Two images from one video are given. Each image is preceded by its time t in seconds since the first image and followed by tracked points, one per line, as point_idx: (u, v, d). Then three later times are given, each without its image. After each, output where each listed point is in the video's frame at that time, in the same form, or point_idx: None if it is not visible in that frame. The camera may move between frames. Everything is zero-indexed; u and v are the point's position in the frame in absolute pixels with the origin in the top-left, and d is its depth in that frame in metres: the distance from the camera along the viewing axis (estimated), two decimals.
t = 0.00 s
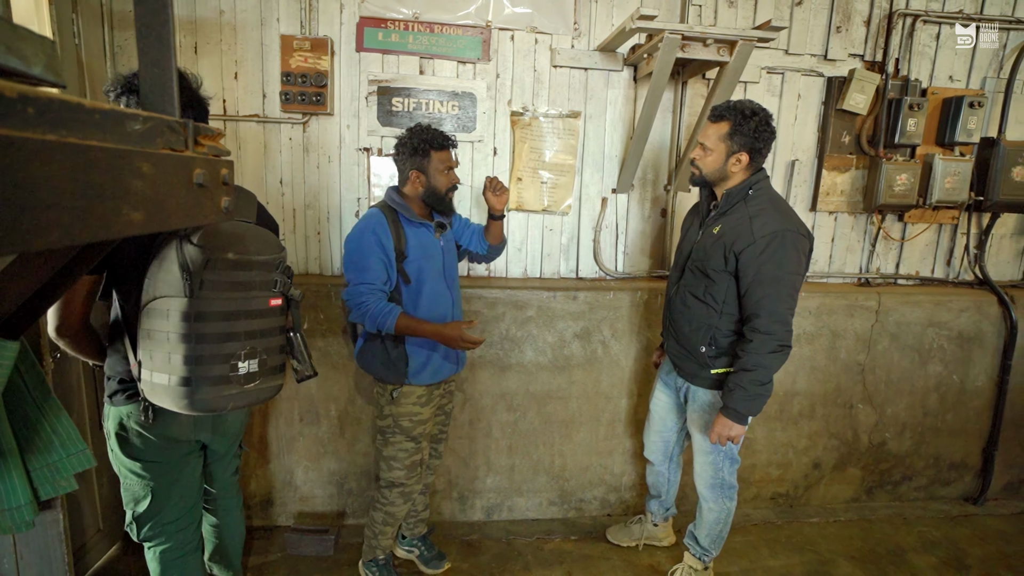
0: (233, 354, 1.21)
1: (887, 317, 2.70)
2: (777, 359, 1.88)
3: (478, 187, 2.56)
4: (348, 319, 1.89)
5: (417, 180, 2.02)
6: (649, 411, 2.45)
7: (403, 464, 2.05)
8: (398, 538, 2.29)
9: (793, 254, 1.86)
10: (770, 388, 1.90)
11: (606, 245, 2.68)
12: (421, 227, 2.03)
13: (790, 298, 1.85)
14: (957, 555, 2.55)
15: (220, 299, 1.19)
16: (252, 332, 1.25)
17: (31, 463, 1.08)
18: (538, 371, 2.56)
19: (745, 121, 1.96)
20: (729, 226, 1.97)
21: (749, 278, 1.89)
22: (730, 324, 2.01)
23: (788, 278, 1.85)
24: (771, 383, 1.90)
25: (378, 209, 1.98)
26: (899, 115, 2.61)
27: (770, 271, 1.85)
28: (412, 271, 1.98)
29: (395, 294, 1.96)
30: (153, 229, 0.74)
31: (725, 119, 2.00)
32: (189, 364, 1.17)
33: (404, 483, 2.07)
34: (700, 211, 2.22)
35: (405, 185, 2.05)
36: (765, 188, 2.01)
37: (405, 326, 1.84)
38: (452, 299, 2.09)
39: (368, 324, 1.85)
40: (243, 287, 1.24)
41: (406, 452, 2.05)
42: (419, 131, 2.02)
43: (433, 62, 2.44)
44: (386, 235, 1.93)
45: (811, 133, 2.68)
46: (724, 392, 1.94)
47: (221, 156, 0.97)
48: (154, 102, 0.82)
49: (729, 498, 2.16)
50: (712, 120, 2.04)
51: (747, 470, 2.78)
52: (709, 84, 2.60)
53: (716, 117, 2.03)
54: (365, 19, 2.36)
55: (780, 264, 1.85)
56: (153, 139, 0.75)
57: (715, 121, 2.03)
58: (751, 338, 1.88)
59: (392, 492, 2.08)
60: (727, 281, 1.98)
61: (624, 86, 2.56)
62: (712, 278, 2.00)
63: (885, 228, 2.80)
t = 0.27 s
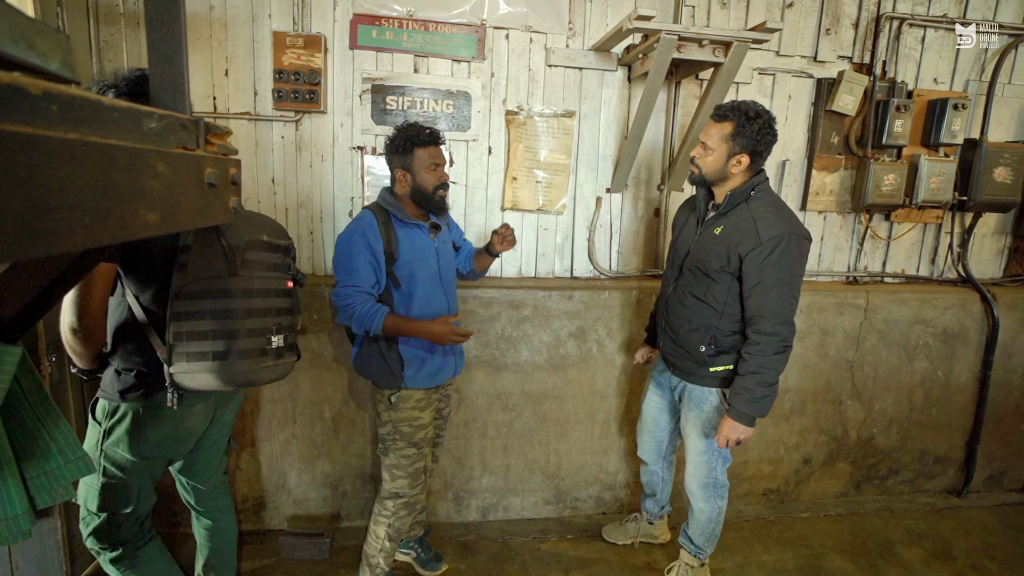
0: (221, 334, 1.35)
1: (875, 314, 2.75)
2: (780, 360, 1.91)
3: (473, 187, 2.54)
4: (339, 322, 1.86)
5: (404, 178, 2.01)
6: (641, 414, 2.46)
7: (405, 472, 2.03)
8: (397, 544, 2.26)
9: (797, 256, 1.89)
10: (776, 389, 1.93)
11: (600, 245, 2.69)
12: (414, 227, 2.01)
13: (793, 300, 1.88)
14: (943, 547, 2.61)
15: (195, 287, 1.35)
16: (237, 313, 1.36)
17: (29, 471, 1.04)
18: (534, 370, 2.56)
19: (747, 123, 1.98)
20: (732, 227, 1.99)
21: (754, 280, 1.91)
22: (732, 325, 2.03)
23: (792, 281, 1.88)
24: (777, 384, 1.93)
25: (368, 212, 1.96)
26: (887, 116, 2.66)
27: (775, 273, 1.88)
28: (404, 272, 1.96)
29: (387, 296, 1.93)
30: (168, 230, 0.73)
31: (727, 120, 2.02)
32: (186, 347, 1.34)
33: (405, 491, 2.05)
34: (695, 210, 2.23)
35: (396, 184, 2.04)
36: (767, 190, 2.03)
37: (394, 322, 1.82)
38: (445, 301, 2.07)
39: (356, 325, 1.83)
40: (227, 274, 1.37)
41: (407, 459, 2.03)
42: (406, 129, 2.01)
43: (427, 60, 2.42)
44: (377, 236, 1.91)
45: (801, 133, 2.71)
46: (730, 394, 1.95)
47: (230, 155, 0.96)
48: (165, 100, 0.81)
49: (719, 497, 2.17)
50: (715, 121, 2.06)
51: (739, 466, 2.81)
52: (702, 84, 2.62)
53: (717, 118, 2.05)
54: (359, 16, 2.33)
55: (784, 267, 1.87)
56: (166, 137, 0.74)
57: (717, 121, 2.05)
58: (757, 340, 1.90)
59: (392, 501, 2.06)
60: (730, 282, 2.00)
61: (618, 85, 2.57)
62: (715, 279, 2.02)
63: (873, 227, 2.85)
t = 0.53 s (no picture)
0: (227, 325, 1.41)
1: (867, 312, 2.78)
2: (784, 361, 1.93)
3: (469, 185, 2.53)
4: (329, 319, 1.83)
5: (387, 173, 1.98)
6: (637, 414, 2.47)
7: (386, 479, 2.01)
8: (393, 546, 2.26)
9: (800, 259, 1.92)
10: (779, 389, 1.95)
11: (596, 244, 2.70)
12: (407, 226, 1.98)
13: (797, 302, 1.91)
14: (934, 541, 2.65)
15: (206, 280, 1.40)
16: (241, 304, 1.43)
17: (25, 477, 1.00)
18: (531, 369, 2.55)
19: (748, 123, 1.99)
20: (735, 229, 2.00)
21: (759, 282, 1.92)
22: (734, 326, 2.05)
23: (797, 284, 1.91)
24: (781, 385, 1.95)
25: (361, 208, 1.94)
26: (878, 116, 2.70)
27: (780, 276, 1.90)
28: (397, 273, 1.93)
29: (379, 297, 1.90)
30: (181, 229, 0.71)
31: (726, 119, 2.02)
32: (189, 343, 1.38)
33: (386, 497, 2.03)
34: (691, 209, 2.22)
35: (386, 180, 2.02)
36: (766, 193, 2.06)
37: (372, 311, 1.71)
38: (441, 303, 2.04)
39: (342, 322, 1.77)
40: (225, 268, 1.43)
41: (388, 467, 2.00)
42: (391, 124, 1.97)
43: (423, 58, 2.41)
44: (370, 235, 1.89)
45: (794, 133, 2.74)
46: (735, 395, 1.96)
47: (238, 152, 0.94)
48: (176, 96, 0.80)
49: (715, 496, 2.17)
50: (714, 120, 2.06)
51: (734, 463, 2.83)
52: (696, 84, 2.63)
53: (717, 117, 2.05)
54: (354, 14, 2.31)
55: (789, 269, 1.90)
56: (179, 134, 0.73)
57: (716, 121, 2.05)
58: (762, 342, 1.92)
59: (374, 506, 2.04)
60: (732, 284, 2.01)
61: (614, 85, 2.57)
62: (718, 280, 2.03)
63: (864, 226, 2.89)
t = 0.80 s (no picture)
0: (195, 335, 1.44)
1: (865, 310, 2.80)
2: (788, 359, 1.94)
3: (470, 185, 2.53)
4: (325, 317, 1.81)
5: (385, 172, 1.98)
6: (638, 416, 2.46)
7: (383, 484, 1.99)
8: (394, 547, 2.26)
9: (802, 258, 1.93)
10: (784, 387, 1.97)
11: (597, 243, 2.70)
12: (407, 228, 1.96)
13: (800, 301, 1.92)
14: (932, 537, 2.67)
15: (173, 292, 1.41)
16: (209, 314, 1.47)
17: (30, 479, 1.00)
18: (532, 369, 2.55)
19: (746, 122, 2.00)
20: (736, 229, 2.00)
21: (762, 282, 1.93)
22: (736, 326, 2.05)
23: (800, 283, 1.92)
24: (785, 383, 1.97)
25: (360, 209, 1.92)
26: (875, 116, 2.72)
27: (783, 275, 1.91)
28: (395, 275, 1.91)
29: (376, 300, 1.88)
30: (194, 228, 0.71)
31: (725, 119, 2.03)
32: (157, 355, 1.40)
33: (382, 500, 2.02)
34: (689, 210, 2.22)
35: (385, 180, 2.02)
36: (764, 192, 2.06)
37: (356, 304, 1.65)
38: (440, 305, 2.02)
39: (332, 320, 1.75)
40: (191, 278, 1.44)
41: (384, 471, 1.99)
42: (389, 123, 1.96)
43: (424, 57, 2.40)
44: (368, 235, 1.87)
45: (793, 132, 2.75)
46: (741, 395, 1.97)
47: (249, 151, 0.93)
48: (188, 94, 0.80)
49: (717, 496, 2.18)
50: (712, 120, 2.07)
51: (734, 461, 2.84)
52: (696, 84, 2.64)
53: (716, 117, 2.06)
54: (354, 13, 2.30)
55: (792, 268, 1.91)
56: (193, 132, 0.73)
57: (715, 121, 2.06)
58: (766, 341, 1.93)
59: (371, 509, 2.03)
60: (734, 284, 2.01)
61: (614, 84, 2.57)
62: (720, 281, 2.03)
63: (862, 224, 2.91)
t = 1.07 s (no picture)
0: (118, 353, 1.35)
1: (864, 309, 2.80)
2: (790, 356, 1.94)
3: (469, 184, 2.52)
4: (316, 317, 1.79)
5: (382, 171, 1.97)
6: (637, 416, 2.45)
7: (379, 485, 1.99)
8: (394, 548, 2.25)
9: (801, 254, 1.93)
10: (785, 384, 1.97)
11: (596, 243, 2.70)
12: (404, 228, 1.94)
13: (801, 297, 1.92)
14: (931, 534, 2.67)
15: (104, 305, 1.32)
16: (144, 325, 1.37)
17: (29, 482, 1.02)
18: (533, 368, 2.55)
19: (743, 118, 2.00)
20: (734, 227, 2.00)
21: (762, 279, 1.93)
22: (736, 324, 2.05)
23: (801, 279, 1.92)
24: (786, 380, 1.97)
25: (355, 208, 1.90)
26: (874, 115, 2.72)
27: (782, 272, 1.91)
28: (390, 277, 1.89)
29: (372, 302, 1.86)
30: (199, 224, 0.70)
31: (722, 116, 2.03)
32: (74, 377, 1.34)
33: (379, 502, 2.01)
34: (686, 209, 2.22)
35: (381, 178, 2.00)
36: (761, 189, 2.06)
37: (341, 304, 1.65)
38: (436, 306, 2.01)
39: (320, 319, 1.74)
40: (118, 290, 1.34)
41: (380, 474, 1.98)
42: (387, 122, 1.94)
43: (423, 56, 2.39)
44: (363, 233, 1.84)
45: (792, 131, 2.75)
46: (743, 394, 1.97)
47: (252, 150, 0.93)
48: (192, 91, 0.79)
49: (717, 497, 2.18)
50: (706, 117, 2.07)
51: (734, 460, 2.84)
52: (695, 83, 2.64)
53: (712, 114, 2.06)
54: (353, 11, 2.30)
55: (791, 264, 1.91)
56: (197, 129, 0.72)
57: (711, 117, 2.06)
58: (767, 339, 1.93)
59: (368, 511, 2.02)
60: (733, 283, 2.01)
61: (613, 83, 2.57)
62: (720, 279, 2.03)
63: (860, 223, 2.91)
